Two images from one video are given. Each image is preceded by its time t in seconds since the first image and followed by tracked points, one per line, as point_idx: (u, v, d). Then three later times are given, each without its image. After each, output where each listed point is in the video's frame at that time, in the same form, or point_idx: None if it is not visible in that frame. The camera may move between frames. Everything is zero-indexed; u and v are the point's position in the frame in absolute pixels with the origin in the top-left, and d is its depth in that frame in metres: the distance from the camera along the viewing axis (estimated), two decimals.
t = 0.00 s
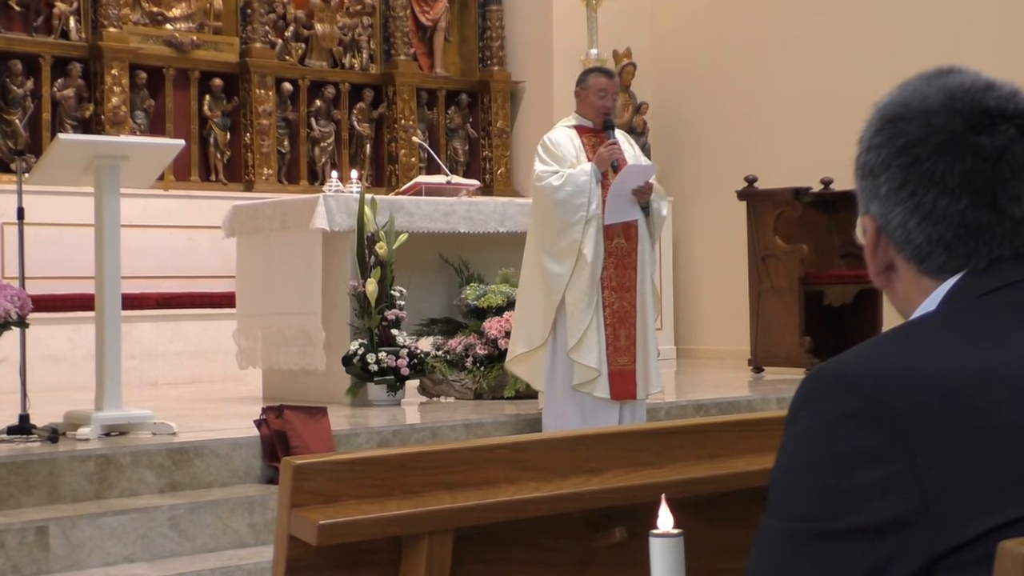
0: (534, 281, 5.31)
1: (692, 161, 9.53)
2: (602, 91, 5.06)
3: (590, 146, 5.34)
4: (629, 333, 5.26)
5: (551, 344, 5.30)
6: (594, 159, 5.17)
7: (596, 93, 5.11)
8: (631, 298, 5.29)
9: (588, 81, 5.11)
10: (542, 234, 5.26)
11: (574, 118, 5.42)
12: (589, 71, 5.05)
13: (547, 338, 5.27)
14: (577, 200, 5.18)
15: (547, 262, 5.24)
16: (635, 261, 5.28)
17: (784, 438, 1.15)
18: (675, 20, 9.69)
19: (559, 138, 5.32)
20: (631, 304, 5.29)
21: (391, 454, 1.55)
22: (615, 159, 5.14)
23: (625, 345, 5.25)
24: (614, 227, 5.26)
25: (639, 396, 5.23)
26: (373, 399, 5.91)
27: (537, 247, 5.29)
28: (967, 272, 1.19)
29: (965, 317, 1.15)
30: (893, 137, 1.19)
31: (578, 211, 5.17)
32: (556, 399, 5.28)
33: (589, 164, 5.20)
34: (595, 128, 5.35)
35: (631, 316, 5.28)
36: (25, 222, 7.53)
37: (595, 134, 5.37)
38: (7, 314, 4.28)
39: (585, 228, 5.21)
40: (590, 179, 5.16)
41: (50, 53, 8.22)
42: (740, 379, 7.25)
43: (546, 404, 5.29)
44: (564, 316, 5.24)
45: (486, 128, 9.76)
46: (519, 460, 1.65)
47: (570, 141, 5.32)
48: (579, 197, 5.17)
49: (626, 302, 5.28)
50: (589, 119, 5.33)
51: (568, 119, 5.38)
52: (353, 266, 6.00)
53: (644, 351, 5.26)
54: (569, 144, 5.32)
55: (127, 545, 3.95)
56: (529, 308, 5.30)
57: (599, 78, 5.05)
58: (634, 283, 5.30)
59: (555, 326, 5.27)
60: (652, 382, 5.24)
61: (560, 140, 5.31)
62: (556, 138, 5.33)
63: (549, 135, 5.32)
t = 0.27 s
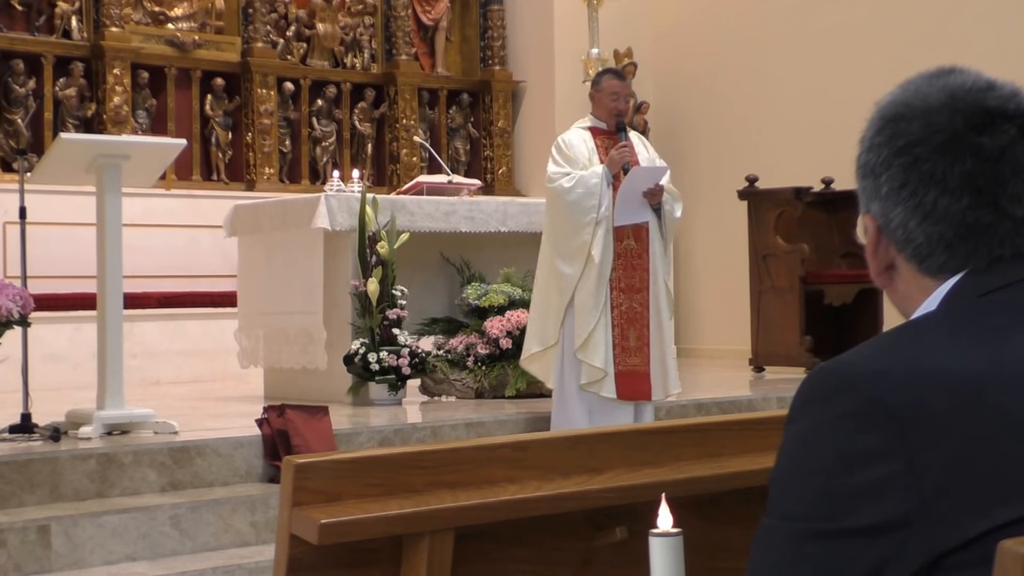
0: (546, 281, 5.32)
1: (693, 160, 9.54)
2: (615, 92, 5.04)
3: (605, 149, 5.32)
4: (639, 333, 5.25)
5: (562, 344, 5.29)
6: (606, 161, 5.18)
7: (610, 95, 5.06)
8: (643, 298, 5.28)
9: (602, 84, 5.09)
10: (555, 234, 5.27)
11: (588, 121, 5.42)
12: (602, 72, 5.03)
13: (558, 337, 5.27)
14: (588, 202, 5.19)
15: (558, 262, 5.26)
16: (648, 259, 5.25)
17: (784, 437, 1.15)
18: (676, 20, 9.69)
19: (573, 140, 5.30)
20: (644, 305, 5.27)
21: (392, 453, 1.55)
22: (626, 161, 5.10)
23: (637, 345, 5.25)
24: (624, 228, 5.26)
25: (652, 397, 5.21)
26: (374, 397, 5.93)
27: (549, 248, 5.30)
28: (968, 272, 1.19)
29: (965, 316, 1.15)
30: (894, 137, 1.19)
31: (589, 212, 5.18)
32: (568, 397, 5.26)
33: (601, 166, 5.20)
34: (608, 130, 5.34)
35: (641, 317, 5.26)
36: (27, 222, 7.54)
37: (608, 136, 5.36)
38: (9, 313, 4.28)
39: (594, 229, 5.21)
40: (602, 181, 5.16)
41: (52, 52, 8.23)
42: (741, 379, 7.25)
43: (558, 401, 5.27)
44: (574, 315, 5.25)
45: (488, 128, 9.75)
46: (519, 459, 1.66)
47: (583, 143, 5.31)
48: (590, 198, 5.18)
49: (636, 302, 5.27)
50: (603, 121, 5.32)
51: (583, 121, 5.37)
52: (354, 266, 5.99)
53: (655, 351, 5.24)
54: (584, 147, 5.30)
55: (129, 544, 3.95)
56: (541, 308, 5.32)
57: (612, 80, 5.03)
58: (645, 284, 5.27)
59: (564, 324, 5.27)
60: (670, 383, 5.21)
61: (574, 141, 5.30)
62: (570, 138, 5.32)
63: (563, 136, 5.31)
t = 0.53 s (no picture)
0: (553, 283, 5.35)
1: (695, 160, 9.54)
2: (621, 92, 5.00)
3: (610, 148, 5.32)
4: (642, 334, 5.25)
5: (568, 345, 5.29)
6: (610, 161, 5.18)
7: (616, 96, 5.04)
8: (647, 297, 5.28)
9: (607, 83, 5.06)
10: (559, 235, 5.29)
11: (593, 119, 5.43)
12: (609, 72, 5.00)
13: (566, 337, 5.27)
14: (592, 202, 5.20)
15: (562, 264, 5.28)
16: (650, 260, 5.26)
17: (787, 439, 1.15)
18: (678, 19, 9.68)
19: (578, 139, 5.30)
20: (648, 304, 5.27)
21: (393, 453, 1.55)
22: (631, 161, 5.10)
23: (638, 345, 5.25)
24: (627, 228, 5.27)
25: (657, 396, 5.19)
26: (377, 398, 5.92)
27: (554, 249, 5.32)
28: (971, 273, 1.18)
29: (968, 317, 1.14)
30: (896, 137, 1.19)
31: (593, 212, 5.19)
32: (577, 396, 5.27)
33: (605, 165, 5.21)
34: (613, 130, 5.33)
35: (645, 316, 5.27)
36: (30, 221, 7.55)
37: (614, 136, 5.35)
38: (11, 313, 4.28)
39: (598, 229, 5.22)
40: (606, 180, 5.17)
41: (54, 53, 8.24)
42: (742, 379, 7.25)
43: (569, 399, 5.27)
44: (579, 315, 5.24)
45: (490, 128, 9.74)
46: (521, 459, 1.66)
47: (588, 142, 5.30)
48: (593, 198, 5.19)
49: (638, 302, 5.27)
50: (608, 120, 5.31)
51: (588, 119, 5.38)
52: (357, 266, 5.99)
53: (659, 351, 5.24)
54: (589, 145, 5.30)
55: (130, 544, 3.95)
56: (553, 308, 5.33)
57: (617, 80, 4.99)
58: (648, 284, 5.28)
59: (570, 323, 5.26)
60: (678, 381, 5.19)
61: (579, 140, 5.30)
62: (575, 138, 5.32)
63: (568, 135, 5.32)
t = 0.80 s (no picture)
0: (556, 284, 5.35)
1: (697, 160, 9.53)
2: (624, 92, 5.03)
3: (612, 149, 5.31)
4: (644, 334, 5.25)
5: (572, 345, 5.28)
6: (613, 160, 5.17)
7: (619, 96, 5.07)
8: (649, 299, 5.30)
9: (609, 83, 5.09)
10: (561, 235, 5.28)
11: (595, 119, 5.39)
12: (611, 71, 5.02)
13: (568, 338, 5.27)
14: (596, 202, 5.17)
15: (564, 264, 5.28)
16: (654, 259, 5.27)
17: (790, 440, 1.15)
18: (681, 18, 9.68)
19: (580, 139, 5.28)
20: (651, 305, 5.29)
21: (396, 454, 1.55)
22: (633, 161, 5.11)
23: (642, 346, 5.25)
24: (630, 229, 5.28)
25: (659, 397, 5.20)
26: (379, 398, 5.92)
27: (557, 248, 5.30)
28: (964, 275, 1.18)
29: (961, 319, 1.14)
30: (879, 145, 1.20)
31: (595, 212, 5.16)
32: (579, 398, 5.26)
33: (607, 165, 5.20)
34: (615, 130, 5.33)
35: (646, 318, 5.28)
36: (32, 222, 7.57)
37: (615, 136, 5.35)
38: (13, 314, 4.28)
39: (601, 229, 5.20)
40: (609, 180, 5.15)
41: (57, 53, 8.25)
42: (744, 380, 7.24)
43: (569, 400, 5.26)
44: (582, 317, 5.24)
45: (492, 128, 9.75)
46: (523, 460, 1.65)
47: (590, 142, 5.29)
48: (597, 198, 5.17)
49: (640, 303, 5.28)
50: (609, 120, 5.31)
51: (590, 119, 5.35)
52: (359, 266, 5.99)
53: (661, 353, 5.25)
54: (591, 146, 5.28)
55: (132, 544, 3.95)
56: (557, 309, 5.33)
57: (620, 80, 5.03)
58: (651, 285, 5.29)
59: (573, 323, 5.26)
60: (680, 382, 5.20)
61: (581, 140, 5.28)
62: (578, 138, 5.30)
63: (569, 135, 5.29)
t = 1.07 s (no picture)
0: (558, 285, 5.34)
1: (699, 161, 9.54)
2: (626, 93, 5.03)
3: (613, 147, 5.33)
4: (647, 335, 5.24)
5: (575, 346, 5.29)
6: (616, 160, 5.18)
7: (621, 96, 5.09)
8: (652, 299, 5.28)
9: (610, 83, 5.08)
10: (563, 234, 5.28)
11: (596, 119, 5.41)
12: (612, 71, 5.02)
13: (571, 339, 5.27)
14: (599, 201, 5.19)
15: (567, 264, 5.26)
16: (656, 259, 5.26)
17: (793, 440, 1.15)
18: (682, 19, 9.68)
19: (582, 139, 5.30)
20: (654, 305, 5.27)
21: (397, 453, 1.55)
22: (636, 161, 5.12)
23: (644, 346, 5.24)
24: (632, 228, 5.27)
25: (661, 397, 5.20)
26: (381, 398, 5.92)
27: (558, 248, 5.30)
28: (969, 275, 1.18)
29: (964, 320, 1.14)
30: (882, 147, 1.20)
31: (599, 211, 5.18)
32: (582, 399, 5.25)
33: (610, 165, 5.22)
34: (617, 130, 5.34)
35: (648, 317, 5.26)
36: (35, 222, 7.57)
37: (616, 136, 5.36)
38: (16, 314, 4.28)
39: (604, 229, 5.22)
40: (611, 180, 5.17)
41: (60, 53, 8.24)
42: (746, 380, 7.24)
43: (572, 400, 5.24)
44: (585, 320, 5.25)
45: (494, 129, 9.75)
46: (526, 460, 1.65)
47: (592, 142, 5.32)
48: (600, 198, 5.19)
49: (643, 303, 5.27)
50: (611, 120, 5.32)
51: (591, 119, 5.37)
52: (359, 266, 5.98)
53: (663, 352, 5.24)
54: (593, 146, 5.31)
55: (135, 544, 3.95)
56: (558, 309, 5.33)
57: (621, 79, 5.03)
58: (653, 284, 5.28)
59: (575, 326, 5.27)
60: (681, 382, 5.20)
61: (583, 140, 5.30)
62: (579, 138, 5.32)
63: (571, 135, 5.30)
